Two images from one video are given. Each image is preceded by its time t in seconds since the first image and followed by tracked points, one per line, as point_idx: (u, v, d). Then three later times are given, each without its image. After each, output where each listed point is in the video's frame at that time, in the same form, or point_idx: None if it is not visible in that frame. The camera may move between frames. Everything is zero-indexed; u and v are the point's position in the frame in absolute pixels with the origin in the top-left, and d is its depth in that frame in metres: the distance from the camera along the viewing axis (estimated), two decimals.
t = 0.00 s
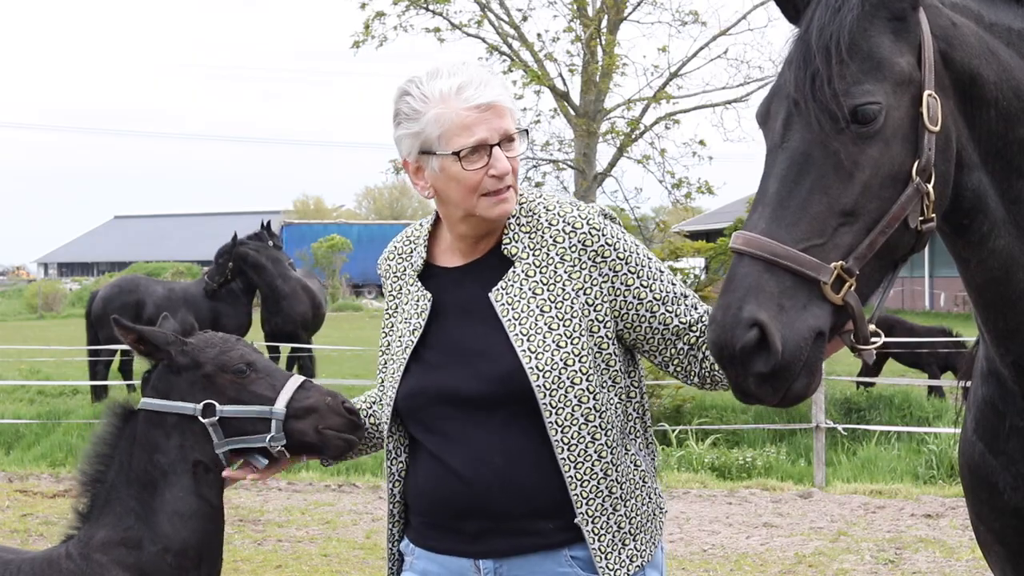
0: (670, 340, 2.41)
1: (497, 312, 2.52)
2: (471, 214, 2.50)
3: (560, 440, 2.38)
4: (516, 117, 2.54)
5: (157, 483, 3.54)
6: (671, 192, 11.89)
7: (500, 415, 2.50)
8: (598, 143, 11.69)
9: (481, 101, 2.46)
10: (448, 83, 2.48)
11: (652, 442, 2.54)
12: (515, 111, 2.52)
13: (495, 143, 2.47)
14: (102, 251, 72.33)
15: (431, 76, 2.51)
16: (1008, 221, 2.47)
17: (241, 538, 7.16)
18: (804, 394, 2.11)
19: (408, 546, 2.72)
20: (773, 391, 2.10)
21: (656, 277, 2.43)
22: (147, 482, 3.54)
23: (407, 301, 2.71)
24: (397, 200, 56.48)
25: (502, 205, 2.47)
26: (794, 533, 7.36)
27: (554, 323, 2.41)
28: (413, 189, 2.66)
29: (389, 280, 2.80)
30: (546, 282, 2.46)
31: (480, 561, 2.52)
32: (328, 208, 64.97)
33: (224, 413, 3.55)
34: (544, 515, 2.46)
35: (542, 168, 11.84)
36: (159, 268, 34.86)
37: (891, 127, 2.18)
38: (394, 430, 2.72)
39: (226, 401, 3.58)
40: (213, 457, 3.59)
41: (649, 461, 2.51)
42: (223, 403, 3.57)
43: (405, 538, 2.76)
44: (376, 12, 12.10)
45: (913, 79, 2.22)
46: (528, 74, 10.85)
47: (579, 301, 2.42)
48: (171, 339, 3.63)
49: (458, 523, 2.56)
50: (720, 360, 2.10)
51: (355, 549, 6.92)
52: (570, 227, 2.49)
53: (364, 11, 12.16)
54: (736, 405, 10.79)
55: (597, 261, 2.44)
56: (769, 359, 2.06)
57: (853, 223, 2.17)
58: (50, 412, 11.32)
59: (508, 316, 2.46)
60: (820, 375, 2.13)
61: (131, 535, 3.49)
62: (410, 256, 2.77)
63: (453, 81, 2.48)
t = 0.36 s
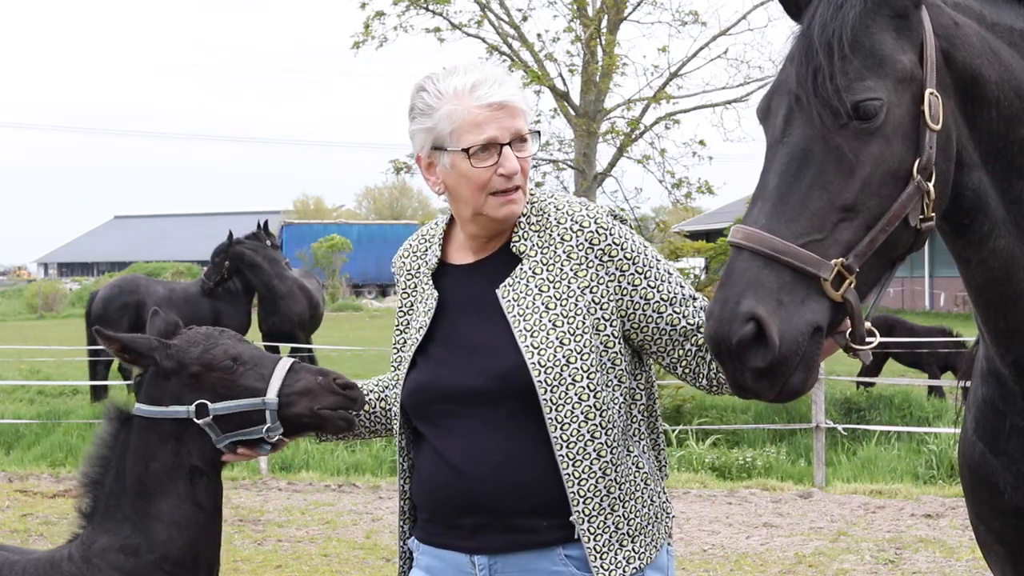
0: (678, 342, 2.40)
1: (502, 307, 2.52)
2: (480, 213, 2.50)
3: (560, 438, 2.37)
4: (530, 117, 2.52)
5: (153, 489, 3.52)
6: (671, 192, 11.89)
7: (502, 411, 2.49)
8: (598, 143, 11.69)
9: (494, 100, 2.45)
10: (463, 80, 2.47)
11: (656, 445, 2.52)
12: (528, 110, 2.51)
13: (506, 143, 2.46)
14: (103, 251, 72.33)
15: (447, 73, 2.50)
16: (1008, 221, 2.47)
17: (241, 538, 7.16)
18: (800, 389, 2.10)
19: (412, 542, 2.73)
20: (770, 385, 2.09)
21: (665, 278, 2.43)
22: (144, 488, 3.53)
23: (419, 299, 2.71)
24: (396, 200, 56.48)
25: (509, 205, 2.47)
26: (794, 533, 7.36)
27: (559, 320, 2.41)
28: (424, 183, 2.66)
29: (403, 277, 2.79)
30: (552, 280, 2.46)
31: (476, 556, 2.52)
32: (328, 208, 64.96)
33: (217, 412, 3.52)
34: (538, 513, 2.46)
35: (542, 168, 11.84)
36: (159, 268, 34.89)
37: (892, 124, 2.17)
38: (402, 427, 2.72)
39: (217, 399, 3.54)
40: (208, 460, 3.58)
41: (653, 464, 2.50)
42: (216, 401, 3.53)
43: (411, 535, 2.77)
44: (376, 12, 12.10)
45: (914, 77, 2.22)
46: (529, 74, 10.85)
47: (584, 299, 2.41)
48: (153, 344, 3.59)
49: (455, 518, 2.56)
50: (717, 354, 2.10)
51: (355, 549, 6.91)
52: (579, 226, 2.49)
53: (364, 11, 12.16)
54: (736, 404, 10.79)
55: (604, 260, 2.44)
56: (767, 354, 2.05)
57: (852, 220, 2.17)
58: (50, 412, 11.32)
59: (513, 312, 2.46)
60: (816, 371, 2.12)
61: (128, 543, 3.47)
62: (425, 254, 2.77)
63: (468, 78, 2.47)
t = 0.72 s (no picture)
0: (683, 347, 2.41)
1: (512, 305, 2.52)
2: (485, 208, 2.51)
3: (574, 435, 2.38)
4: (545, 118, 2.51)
5: (118, 494, 3.52)
6: (671, 192, 11.89)
7: (513, 409, 2.48)
8: (598, 143, 11.69)
9: (510, 97, 2.43)
10: (483, 74, 2.45)
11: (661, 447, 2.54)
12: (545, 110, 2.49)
13: (518, 140, 2.44)
14: (103, 251, 72.32)
15: (468, 64, 2.49)
16: (1007, 220, 2.47)
17: (241, 538, 7.16)
18: (797, 388, 2.10)
19: (415, 542, 2.71)
20: (767, 384, 2.08)
21: (672, 281, 2.43)
22: (112, 491, 3.53)
23: (424, 298, 2.67)
24: (396, 200, 56.48)
25: (514, 203, 2.47)
26: (794, 533, 7.36)
27: (573, 318, 2.42)
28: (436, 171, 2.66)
29: (402, 275, 2.73)
30: (566, 278, 2.46)
31: (485, 554, 2.52)
32: (328, 208, 64.98)
33: (153, 420, 3.45)
34: (549, 510, 2.47)
35: (542, 168, 11.84)
36: (159, 268, 34.90)
37: (891, 123, 2.18)
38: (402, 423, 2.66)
39: (156, 407, 3.47)
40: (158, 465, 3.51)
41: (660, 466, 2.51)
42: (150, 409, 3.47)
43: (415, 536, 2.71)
44: (376, 12, 12.10)
45: (914, 76, 2.22)
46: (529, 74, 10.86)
47: (597, 297, 2.42)
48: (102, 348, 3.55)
49: (463, 516, 2.56)
50: (713, 351, 2.10)
51: (355, 549, 6.92)
52: (592, 226, 2.49)
53: (364, 11, 12.16)
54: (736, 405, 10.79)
55: (616, 260, 2.44)
56: (763, 353, 2.05)
57: (850, 219, 2.17)
58: (50, 412, 11.32)
59: (527, 310, 2.46)
60: (813, 369, 2.12)
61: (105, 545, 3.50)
62: (429, 252, 2.72)
63: (487, 72, 2.45)
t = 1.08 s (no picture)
0: (676, 346, 2.40)
1: (506, 302, 2.52)
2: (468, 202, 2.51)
3: (569, 433, 2.38)
4: (540, 120, 2.48)
5: (92, 497, 3.52)
6: (671, 192, 11.89)
7: (507, 408, 2.48)
8: (598, 143, 11.69)
9: (501, 96, 2.42)
10: (480, 69, 2.45)
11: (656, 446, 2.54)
12: (539, 111, 2.47)
13: (502, 139, 2.43)
14: (103, 251, 72.32)
15: (468, 59, 2.49)
16: (1005, 221, 2.47)
17: (241, 538, 7.16)
18: (789, 386, 2.10)
19: (413, 543, 2.70)
20: (760, 381, 2.08)
21: (666, 280, 2.43)
22: (89, 495, 3.52)
23: (420, 296, 2.65)
24: (396, 200, 56.48)
25: (496, 201, 2.47)
26: (794, 533, 7.36)
27: (567, 317, 2.42)
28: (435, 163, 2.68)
29: (397, 274, 2.72)
30: (560, 276, 2.46)
31: (481, 554, 2.52)
32: (328, 208, 64.97)
33: (118, 436, 3.43)
34: (546, 509, 2.47)
35: (542, 168, 11.84)
36: (160, 268, 34.92)
37: (886, 122, 2.18)
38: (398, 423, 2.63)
39: (118, 423, 3.45)
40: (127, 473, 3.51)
41: (655, 465, 2.51)
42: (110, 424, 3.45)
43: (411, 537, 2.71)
44: (376, 12, 12.10)
45: (909, 76, 2.22)
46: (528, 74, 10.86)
47: (591, 296, 2.42)
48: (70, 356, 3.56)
49: (461, 517, 2.55)
50: (707, 349, 2.10)
51: (355, 549, 6.91)
52: (586, 225, 2.49)
53: (364, 11, 12.17)
54: (736, 405, 10.80)
55: (611, 259, 2.44)
56: (755, 349, 2.05)
57: (844, 217, 2.17)
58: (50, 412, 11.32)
59: (521, 308, 2.46)
60: (806, 367, 2.12)
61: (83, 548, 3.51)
62: (424, 251, 2.71)
63: (484, 69, 2.44)
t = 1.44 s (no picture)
0: (669, 346, 2.40)
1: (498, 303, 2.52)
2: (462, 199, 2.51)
3: (563, 435, 2.39)
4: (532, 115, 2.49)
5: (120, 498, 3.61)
6: (671, 192, 11.90)
7: (500, 410, 2.48)
8: (598, 143, 11.70)
9: (493, 92, 2.43)
10: (471, 66, 2.45)
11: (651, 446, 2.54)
12: (530, 107, 2.47)
13: (495, 134, 2.43)
14: (103, 251, 72.29)
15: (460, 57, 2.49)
16: (1004, 222, 2.47)
17: (241, 539, 7.16)
18: (791, 388, 2.10)
19: (405, 545, 2.71)
20: (763, 382, 2.09)
21: (658, 281, 2.42)
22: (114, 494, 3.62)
23: (410, 297, 2.66)
24: (396, 200, 56.50)
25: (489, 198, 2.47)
26: (794, 533, 7.36)
27: (560, 318, 2.42)
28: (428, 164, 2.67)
29: (386, 278, 2.73)
30: (552, 278, 2.46)
31: (477, 556, 2.54)
32: (328, 208, 64.98)
33: (142, 452, 3.54)
34: (542, 512, 2.47)
35: (542, 168, 11.84)
36: (160, 268, 34.92)
37: (885, 125, 2.18)
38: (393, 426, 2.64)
39: (143, 438, 3.56)
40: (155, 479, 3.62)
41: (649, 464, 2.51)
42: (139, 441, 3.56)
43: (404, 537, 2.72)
44: (376, 12, 12.09)
45: (908, 78, 2.23)
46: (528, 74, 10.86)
47: (583, 297, 2.42)
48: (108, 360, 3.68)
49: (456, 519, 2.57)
50: (708, 351, 2.10)
51: (355, 549, 6.92)
52: (577, 225, 2.49)
53: (364, 11, 12.17)
54: (736, 404, 10.80)
55: (602, 260, 2.43)
56: (757, 350, 2.06)
57: (844, 219, 2.17)
58: (50, 412, 11.32)
59: (514, 310, 2.46)
60: (807, 369, 2.12)
61: (105, 546, 3.57)
62: (414, 253, 2.72)
63: (476, 65, 2.45)
